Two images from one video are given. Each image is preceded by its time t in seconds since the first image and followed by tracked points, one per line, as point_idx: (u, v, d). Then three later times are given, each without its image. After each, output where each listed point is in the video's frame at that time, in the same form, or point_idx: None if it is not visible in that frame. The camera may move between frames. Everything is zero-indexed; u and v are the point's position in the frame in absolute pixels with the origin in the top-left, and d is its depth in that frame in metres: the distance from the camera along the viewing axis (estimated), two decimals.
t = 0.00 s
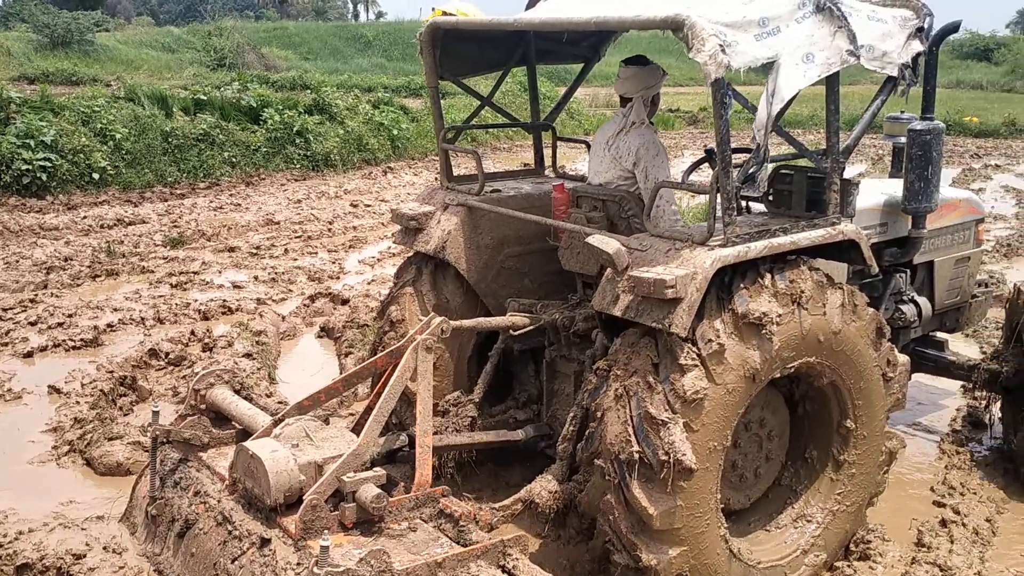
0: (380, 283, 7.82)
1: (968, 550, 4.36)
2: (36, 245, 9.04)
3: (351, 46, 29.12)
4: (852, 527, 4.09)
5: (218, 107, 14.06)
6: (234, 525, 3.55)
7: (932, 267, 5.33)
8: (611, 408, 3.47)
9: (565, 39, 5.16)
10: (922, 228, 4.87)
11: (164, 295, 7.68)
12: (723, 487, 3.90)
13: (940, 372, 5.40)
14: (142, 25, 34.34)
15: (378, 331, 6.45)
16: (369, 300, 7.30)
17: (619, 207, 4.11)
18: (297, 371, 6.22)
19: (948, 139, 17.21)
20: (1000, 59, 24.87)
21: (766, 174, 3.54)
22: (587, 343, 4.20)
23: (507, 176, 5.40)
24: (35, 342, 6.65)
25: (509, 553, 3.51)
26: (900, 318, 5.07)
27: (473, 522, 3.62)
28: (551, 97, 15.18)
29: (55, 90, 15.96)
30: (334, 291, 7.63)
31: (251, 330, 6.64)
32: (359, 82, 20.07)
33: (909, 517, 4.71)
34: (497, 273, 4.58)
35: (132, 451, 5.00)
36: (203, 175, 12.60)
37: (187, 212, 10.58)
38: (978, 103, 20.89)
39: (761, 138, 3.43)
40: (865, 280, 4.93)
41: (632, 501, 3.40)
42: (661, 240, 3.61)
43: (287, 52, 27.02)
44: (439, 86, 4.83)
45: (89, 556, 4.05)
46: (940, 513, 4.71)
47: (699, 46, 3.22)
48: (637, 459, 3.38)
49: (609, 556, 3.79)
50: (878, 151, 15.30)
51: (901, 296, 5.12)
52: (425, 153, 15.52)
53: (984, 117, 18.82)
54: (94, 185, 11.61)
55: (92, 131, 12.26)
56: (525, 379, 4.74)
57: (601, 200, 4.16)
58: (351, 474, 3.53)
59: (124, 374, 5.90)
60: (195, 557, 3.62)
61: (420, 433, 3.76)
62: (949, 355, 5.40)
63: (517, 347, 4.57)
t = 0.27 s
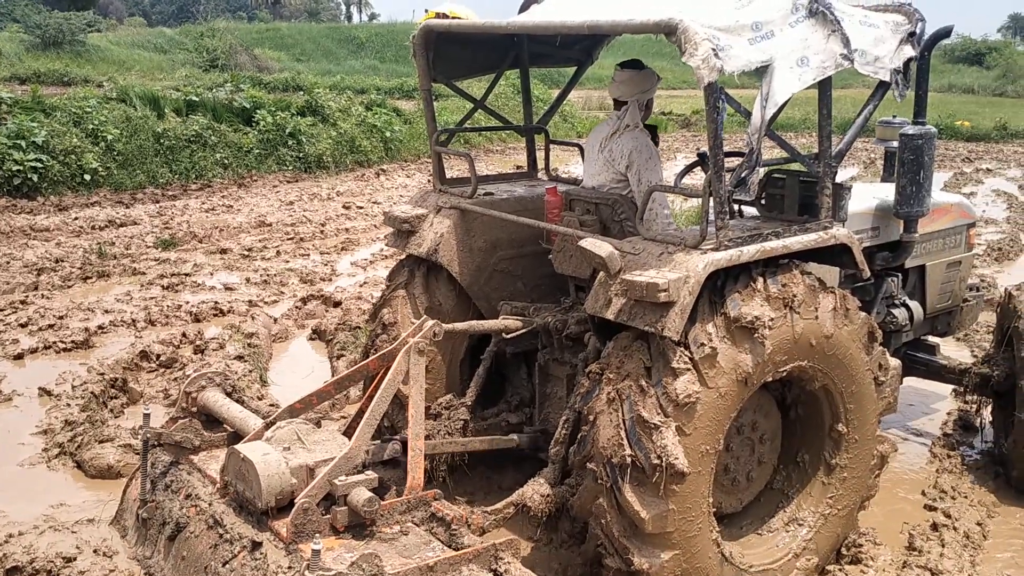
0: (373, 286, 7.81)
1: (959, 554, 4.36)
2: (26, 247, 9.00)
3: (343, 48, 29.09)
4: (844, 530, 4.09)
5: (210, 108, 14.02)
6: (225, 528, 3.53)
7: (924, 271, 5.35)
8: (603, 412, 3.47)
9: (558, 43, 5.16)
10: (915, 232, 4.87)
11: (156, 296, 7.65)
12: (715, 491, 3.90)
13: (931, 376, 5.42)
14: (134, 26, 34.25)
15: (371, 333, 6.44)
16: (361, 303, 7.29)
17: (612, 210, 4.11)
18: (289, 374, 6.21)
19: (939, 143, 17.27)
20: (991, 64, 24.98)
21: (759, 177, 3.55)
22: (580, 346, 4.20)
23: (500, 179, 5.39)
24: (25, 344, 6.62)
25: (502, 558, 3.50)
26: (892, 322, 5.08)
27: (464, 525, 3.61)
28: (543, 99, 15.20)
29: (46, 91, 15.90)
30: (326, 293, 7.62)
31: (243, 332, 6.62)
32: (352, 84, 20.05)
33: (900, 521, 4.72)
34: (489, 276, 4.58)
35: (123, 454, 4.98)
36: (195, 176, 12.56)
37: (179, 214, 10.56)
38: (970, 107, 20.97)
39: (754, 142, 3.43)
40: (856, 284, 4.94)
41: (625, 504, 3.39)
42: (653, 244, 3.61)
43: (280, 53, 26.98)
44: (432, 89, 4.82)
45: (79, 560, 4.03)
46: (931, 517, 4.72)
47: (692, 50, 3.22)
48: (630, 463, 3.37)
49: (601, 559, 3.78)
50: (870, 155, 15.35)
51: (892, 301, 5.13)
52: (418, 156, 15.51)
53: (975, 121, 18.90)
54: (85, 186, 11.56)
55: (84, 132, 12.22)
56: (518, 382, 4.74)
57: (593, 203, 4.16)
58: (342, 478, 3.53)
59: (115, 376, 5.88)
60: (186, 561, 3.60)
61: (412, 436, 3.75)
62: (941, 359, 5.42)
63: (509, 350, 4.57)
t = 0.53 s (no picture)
0: (371, 287, 7.81)
1: (956, 557, 4.37)
2: (24, 247, 8.99)
3: (342, 49, 29.09)
4: (842, 532, 4.10)
5: (208, 109, 14.01)
6: (223, 529, 3.53)
7: (921, 274, 5.36)
8: (602, 414, 3.47)
9: (556, 45, 5.16)
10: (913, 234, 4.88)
11: (153, 297, 7.65)
12: (713, 493, 3.90)
13: (928, 379, 5.42)
14: (132, 26, 34.22)
15: (368, 334, 6.44)
16: (359, 304, 7.29)
17: (610, 212, 4.12)
18: (287, 375, 6.20)
19: (936, 146, 17.31)
20: (988, 68, 25.03)
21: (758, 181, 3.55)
22: (578, 347, 4.20)
23: (498, 181, 5.40)
24: (23, 344, 6.61)
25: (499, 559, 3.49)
26: (889, 324, 5.09)
27: (462, 527, 3.62)
28: (541, 101, 15.21)
29: (44, 91, 15.89)
30: (324, 294, 7.61)
31: (240, 333, 6.61)
32: (350, 85, 20.05)
33: (897, 524, 4.72)
34: (487, 277, 4.58)
35: (120, 454, 4.97)
36: (193, 177, 12.55)
37: (177, 214, 10.55)
38: (967, 111, 21.02)
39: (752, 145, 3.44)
40: (854, 287, 4.95)
41: (623, 505, 3.39)
42: (652, 246, 3.62)
43: (278, 54, 26.98)
44: (430, 91, 4.83)
45: (76, 560, 4.02)
46: (928, 520, 4.73)
47: (691, 53, 3.22)
48: (629, 464, 3.37)
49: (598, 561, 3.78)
50: (867, 158, 15.38)
51: (890, 303, 5.14)
52: (416, 157, 15.51)
53: (972, 125, 18.94)
54: (83, 187, 11.55)
55: (82, 132, 12.21)
56: (516, 384, 4.74)
57: (592, 205, 4.16)
58: (340, 479, 3.53)
59: (112, 376, 5.87)
60: (183, 561, 3.59)
61: (410, 438, 3.75)
62: (938, 362, 5.43)
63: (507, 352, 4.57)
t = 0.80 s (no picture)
0: (372, 288, 7.82)
1: (957, 559, 4.37)
2: (26, 247, 9.00)
3: (343, 50, 29.10)
4: (844, 534, 4.10)
5: (210, 110, 14.02)
6: (225, 529, 3.53)
7: (923, 277, 5.36)
8: (604, 416, 3.48)
9: (559, 46, 5.15)
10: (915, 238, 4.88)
11: (155, 297, 7.65)
12: (714, 495, 3.90)
13: (930, 381, 5.42)
14: (134, 27, 34.24)
15: (370, 335, 6.44)
16: (360, 305, 7.29)
17: (613, 214, 4.11)
18: (288, 375, 6.21)
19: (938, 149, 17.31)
20: (990, 70, 25.04)
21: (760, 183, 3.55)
22: (580, 349, 4.21)
23: (500, 182, 5.40)
24: (24, 344, 6.62)
25: (501, 560, 3.50)
26: (891, 327, 5.10)
27: (464, 529, 3.61)
28: (543, 103, 15.22)
29: (46, 92, 15.89)
30: (326, 295, 7.61)
31: (242, 333, 6.61)
32: (351, 86, 20.06)
33: (899, 526, 4.72)
34: (489, 279, 4.58)
35: (122, 455, 4.97)
36: (195, 178, 12.55)
37: (179, 215, 10.56)
38: (969, 114, 21.03)
39: (753, 147, 3.44)
40: (856, 289, 4.95)
41: (625, 507, 3.40)
42: (654, 249, 3.62)
43: (280, 55, 26.99)
44: (433, 93, 4.85)
45: (78, 561, 4.02)
46: (929, 522, 4.73)
47: (694, 55, 3.23)
48: (631, 465, 3.38)
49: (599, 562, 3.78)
50: (869, 160, 15.38)
51: (892, 306, 5.15)
52: (418, 158, 15.51)
53: (973, 127, 18.95)
54: (84, 187, 11.55)
55: (84, 133, 12.21)
56: (517, 386, 4.74)
57: (594, 207, 4.15)
58: (342, 480, 3.53)
59: (114, 377, 5.88)
60: (185, 562, 3.60)
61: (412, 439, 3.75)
62: (939, 364, 5.43)
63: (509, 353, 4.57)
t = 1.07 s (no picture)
0: (376, 290, 7.82)
1: (962, 563, 4.36)
2: (30, 248, 9.01)
3: (348, 52, 29.12)
4: (849, 536, 4.10)
5: (215, 112, 14.04)
6: (229, 530, 3.54)
7: (928, 280, 5.36)
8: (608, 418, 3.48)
9: (564, 48, 5.16)
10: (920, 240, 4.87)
11: (159, 299, 7.66)
12: (719, 498, 3.90)
13: (934, 385, 5.41)
14: (140, 29, 34.31)
15: (374, 337, 6.44)
16: (365, 307, 7.29)
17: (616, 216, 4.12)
18: (293, 377, 6.21)
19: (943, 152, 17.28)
20: (994, 73, 25.00)
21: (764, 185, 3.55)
22: (584, 351, 4.20)
23: (505, 184, 5.40)
24: (29, 345, 6.63)
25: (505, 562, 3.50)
26: (895, 330, 5.10)
27: (468, 530, 3.60)
28: (547, 105, 15.23)
29: (50, 93, 15.92)
30: (330, 297, 7.61)
31: (246, 335, 6.62)
32: (355, 88, 20.07)
33: (903, 530, 4.71)
34: (493, 281, 4.59)
35: (126, 456, 4.98)
36: (199, 179, 12.56)
37: (183, 216, 10.57)
38: (973, 117, 21.00)
39: (758, 150, 3.44)
40: (860, 292, 4.95)
41: (629, 509, 3.40)
42: (658, 251, 3.62)
43: (284, 57, 27.02)
44: (438, 95, 4.84)
45: (83, 561, 4.02)
46: (933, 526, 4.72)
47: (700, 57, 3.23)
48: (636, 468, 3.38)
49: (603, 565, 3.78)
50: (873, 163, 15.37)
51: (896, 309, 5.14)
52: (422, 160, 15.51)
53: (978, 130, 18.92)
54: (89, 188, 11.56)
55: (89, 134, 12.23)
56: (521, 388, 4.74)
57: (598, 209, 4.17)
58: (346, 481, 3.53)
59: (119, 378, 5.89)
60: (189, 563, 3.60)
61: (416, 440, 3.75)
62: (944, 367, 5.42)
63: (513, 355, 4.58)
